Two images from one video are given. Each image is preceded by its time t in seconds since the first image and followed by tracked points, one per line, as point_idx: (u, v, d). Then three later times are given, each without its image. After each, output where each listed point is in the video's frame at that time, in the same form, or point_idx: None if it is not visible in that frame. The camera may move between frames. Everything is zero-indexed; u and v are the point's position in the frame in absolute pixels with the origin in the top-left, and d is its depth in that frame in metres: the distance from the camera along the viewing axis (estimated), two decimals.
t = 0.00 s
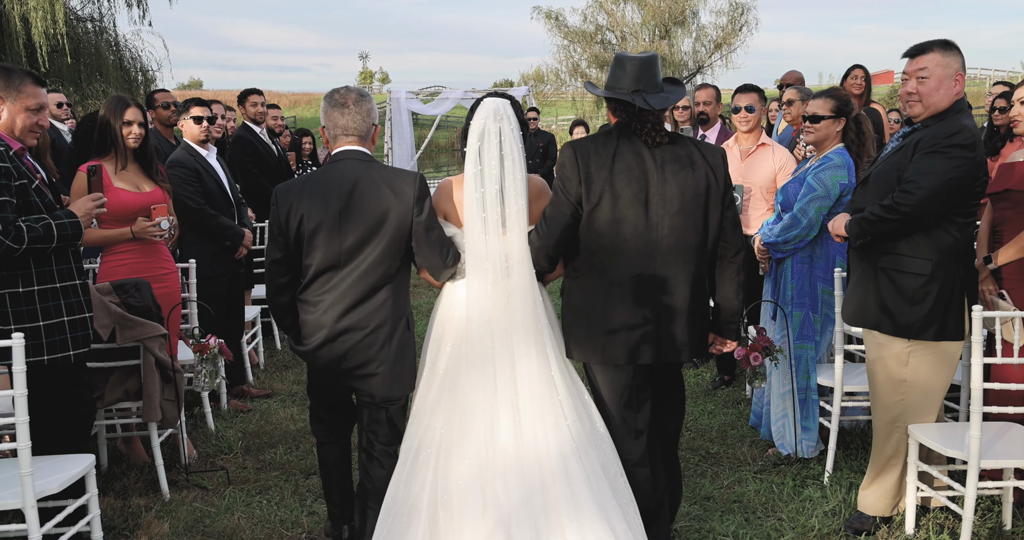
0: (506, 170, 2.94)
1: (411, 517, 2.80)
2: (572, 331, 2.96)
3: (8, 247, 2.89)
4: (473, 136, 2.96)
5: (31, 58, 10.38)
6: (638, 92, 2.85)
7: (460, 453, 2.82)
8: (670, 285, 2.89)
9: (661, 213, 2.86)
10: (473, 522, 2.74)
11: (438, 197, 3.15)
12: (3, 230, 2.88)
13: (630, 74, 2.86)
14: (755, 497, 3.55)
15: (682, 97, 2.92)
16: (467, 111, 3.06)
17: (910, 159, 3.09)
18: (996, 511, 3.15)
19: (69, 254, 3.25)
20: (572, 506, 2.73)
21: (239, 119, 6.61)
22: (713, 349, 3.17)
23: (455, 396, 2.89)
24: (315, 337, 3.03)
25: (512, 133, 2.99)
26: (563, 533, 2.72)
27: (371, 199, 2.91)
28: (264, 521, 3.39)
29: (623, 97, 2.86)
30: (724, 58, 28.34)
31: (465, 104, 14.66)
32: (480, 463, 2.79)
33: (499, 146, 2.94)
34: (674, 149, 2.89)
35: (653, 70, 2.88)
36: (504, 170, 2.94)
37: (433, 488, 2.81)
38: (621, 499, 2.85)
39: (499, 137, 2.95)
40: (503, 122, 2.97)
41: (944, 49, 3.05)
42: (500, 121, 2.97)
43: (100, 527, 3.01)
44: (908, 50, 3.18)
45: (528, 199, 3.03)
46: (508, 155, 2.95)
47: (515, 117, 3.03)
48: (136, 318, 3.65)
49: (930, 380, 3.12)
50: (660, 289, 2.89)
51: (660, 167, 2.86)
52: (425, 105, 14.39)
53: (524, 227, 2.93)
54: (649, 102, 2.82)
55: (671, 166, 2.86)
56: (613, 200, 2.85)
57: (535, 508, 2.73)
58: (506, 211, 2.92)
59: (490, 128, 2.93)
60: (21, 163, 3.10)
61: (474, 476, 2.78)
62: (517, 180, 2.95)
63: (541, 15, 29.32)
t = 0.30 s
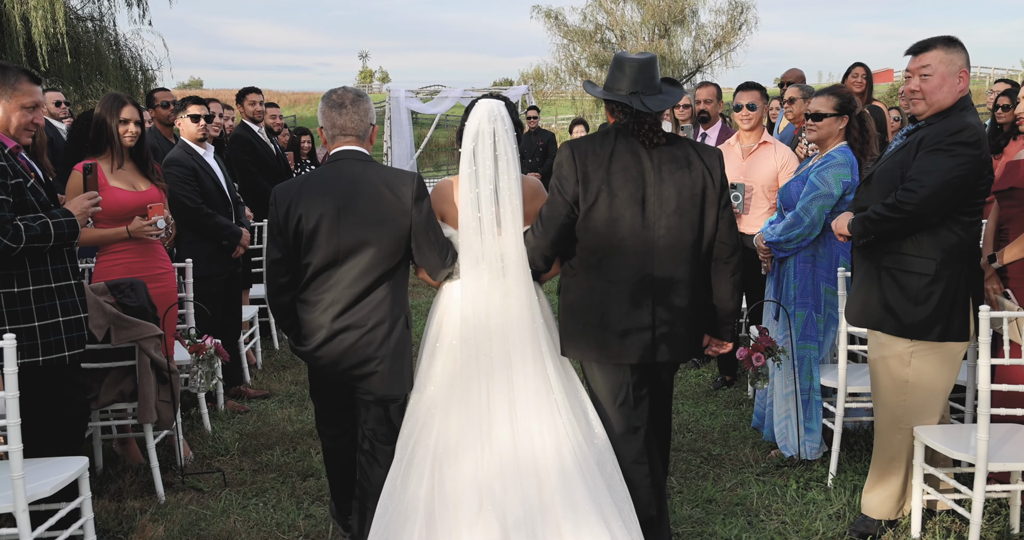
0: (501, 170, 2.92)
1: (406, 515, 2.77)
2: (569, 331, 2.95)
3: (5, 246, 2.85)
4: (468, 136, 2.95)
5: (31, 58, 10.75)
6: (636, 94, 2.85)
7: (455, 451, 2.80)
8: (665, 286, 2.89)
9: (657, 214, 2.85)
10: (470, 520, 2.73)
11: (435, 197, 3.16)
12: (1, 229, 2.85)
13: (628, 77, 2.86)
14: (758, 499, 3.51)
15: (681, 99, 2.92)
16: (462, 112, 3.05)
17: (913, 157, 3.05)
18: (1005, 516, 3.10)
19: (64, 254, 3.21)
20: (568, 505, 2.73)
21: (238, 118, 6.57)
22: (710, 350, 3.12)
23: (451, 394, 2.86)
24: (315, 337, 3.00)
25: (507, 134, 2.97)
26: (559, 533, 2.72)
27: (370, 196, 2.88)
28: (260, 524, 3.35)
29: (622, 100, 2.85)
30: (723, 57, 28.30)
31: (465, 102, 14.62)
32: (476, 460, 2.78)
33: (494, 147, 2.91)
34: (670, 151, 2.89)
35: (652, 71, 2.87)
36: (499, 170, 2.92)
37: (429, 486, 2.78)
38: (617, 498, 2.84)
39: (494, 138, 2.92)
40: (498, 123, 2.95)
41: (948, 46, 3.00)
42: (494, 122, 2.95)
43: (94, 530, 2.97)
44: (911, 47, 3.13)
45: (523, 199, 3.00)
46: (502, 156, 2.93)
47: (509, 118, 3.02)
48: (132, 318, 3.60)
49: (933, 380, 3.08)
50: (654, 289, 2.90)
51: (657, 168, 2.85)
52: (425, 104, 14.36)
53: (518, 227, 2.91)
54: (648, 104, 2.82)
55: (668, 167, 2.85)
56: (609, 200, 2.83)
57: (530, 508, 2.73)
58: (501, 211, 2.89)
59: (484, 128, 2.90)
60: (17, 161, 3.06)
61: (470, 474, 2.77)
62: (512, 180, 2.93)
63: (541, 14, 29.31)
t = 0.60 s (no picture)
0: (494, 170, 2.97)
1: (404, 510, 2.79)
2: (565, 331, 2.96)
3: (4, 247, 2.82)
4: (462, 136, 3.00)
5: (32, 58, 10.80)
6: (634, 98, 2.84)
7: (452, 444, 2.83)
8: (661, 289, 2.88)
9: (654, 217, 2.85)
10: (466, 511, 2.74)
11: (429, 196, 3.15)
12: None
13: (627, 82, 2.87)
14: (762, 503, 3.47)
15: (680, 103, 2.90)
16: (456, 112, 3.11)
17: (916, 156, 3.01)
18: (1014, 521, 3.05)
19: (59, 255, 3.16)
20: (564, 502, 2.76)
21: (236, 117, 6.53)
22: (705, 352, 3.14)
23: (446, 389, 2.90)
24: (314, 338, 2.96)
25: (501, 133, 3.02)
26: (556, 529, 2.74)
27: (367, 198, 2.85)
28: (257, 528, 3.31)
29: (621, 104, 2.85)
30: (722, 57, 28.25)
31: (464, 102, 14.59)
32: (471, 453, 2.81)
33: (487, 145, 2.97)
34: (669, 155, 2.89)
35: (650, 76, 2.86)
36: (492, 169, 2.97)
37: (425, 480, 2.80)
38: (613, 493, 2.85)
39: (487, 137, 2.98)
40: (492, 123, 3.00)
41: (951, 43, 2.96)
42: (488, 122, 3.01)
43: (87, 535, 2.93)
44: (914, 45, 3.11)
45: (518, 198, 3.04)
46: (496, 155, 2.98)
47: (504, 117, 3.06)
48: (127, 320, 3.56)
49: (933, 381, 3.03)
50: (651, 290, 2.88)
51: (655, 173, 2.85)
52: (425, 104, 14.32)
53: (512, 225, 2.94)
54: (646, 108, 2.80)
55: (666, 171, 2.85)
56: (607, 202, 2.83)
57: (526, 504, 2.75)
58: (494, 209, 2.94)
59: (478, 128, 2.97)
60: (11, 160, 3.01)
61: (466, 466, 2.80)
62: (505, 180, 2.98)
63: (541, 14, 29.29)
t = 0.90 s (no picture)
0: (489, 168, 3.04)
1: (402, 506, 2.81)
2: (561, 334, 3.00)
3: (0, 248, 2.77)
4: (457, 134, 3.08)
5: (33, 58, 10.78)
6: (633, 104, 2.91)
7: (448, 439, 2.87)
8: (659, 293, 2.93)
9: (653, 222, 2.88)
10: (463, 505, 2.76)
11: (426, 193, 3.26)
12: None
13: (627, 87, 2.92)
14: (765, 508, 3.42)
15: (678, 110, 2.98)
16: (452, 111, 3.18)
17: (918, 154, 2.96)
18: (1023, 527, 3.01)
19: (54, 256, 3.11)
20: (560, 500, 2.78)
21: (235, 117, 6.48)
22: (700, 355, 3.23)
23: (443, 386, 2.94)
24: (313, 340, 2.94)
25: (495, 131, 3.09)
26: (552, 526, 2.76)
27: (363, 201, 2.84)
28: (253, 533, 3.27)
29: (621, 110, 2.91)
30: (722, 56, 28.19)
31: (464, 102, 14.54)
32: (468, 448, 2.85)
33: (481, 143, 3.04)
34: (668, 160, 2.93)
35: (650, 83, 2.93)
36: (487, 167, 3.04)
37: (423, 476, 2.82)
38: (608, 492, 2.87)
39: (482, 135, 3.05)
40: (486, 122, 3.08)
41: (954, 40, 2.91)
42: (483, 120, 3.09)
43: None
44: (917, 42, 3.05)
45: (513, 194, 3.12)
46: (491, 153, 3.05)
47: (499, 116, 3.14)
48: (122, 322, 3.49)
49: (934, 381, 2.98)
50: (648, 293, 2.93)
51: (654, 179, 2.89)
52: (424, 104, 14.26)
53: (506, 222, 3.01)
54: (645, 115, 2.87)
55: (665, 177, 2.89)
56: (605, 207, 2.88)
57: (523, 502, 2.77)
58: (488, 207, 3.01)
59: (472, 126, 3.05)
60: (6, 160, 2.96)
61: (462, 461, 2.83)
62: (500, 177, 3.05)
63: (541, 14, 29.24)
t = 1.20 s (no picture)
0: (484, 165, 3.08)
1: (398, 506, 2.83)
2: (559, 334, 3.02)
3: None
4: (454, 132, 3.13)
5: (34, 61, 10.76)
6: (633, 110, 2.93)
7: (445, 439, 2.89)
8: (657, 295, 2.95)
9: (652, 226, 2.91)
10: (459, 505, 2.79)
11: (424, 192, 3.26)
12: None
13: (627, 92, 2.94)
14: (769, 513, 3.37)
15: (676, 115, 3.00)
16: (448, 110, 3.23)
17: (919, 152, 2.93)
18: None
19: (49, 261, 3.07)
20: (558, 507, 2.80)
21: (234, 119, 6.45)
22: (698, 358, 3.23)
23: (439, 386, 2.95)
24: (312, 341, 2.91)
25: (491, 129, 3.13)
26: (552, 534, 2.77)
27: (360, 205, 2.83)
28: None
29: (621, 116, 2.93)
30: (721, 56, 28.15)
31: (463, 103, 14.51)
32: (464, 448, 2.87)
33: (477, 141, 3.09)
34: (667, 165, 2.95)
35: (649, 89, 2.95)
36: (482, 165, 3.08)
37: (419, 476, 2.84)
38: (605, 498, 2.89)
39: (477, 133, 3.10)
40: (482, 119, 3.12)
41: (956, 38, 2.87)
42: (478, 118, 3.12)
43: None
44: (919, 40, 3.00)
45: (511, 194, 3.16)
46: (486, 151, 3.09)
47: (495, 114, 3.17)
48: (117, 327, 3.44)
49: (937, 383, 2.93)
50: (647, 295, 2.95)
51: (653, 183, 2.91)
52: (424, 105, 14.22)
53: (500, 221, 3.06)
54: (644, 121, 2.89)
55: (665, 182, 2.92)
56: (605, 211, 2.90)
57: (521, 510, 2.78)
58: (483, 205, 3.04)
59: (468, 123, 3.08)
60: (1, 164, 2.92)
61: (459, 461, 2.84)
62: (496, 176, 3.08)
63: (540, 15, 29.22)
